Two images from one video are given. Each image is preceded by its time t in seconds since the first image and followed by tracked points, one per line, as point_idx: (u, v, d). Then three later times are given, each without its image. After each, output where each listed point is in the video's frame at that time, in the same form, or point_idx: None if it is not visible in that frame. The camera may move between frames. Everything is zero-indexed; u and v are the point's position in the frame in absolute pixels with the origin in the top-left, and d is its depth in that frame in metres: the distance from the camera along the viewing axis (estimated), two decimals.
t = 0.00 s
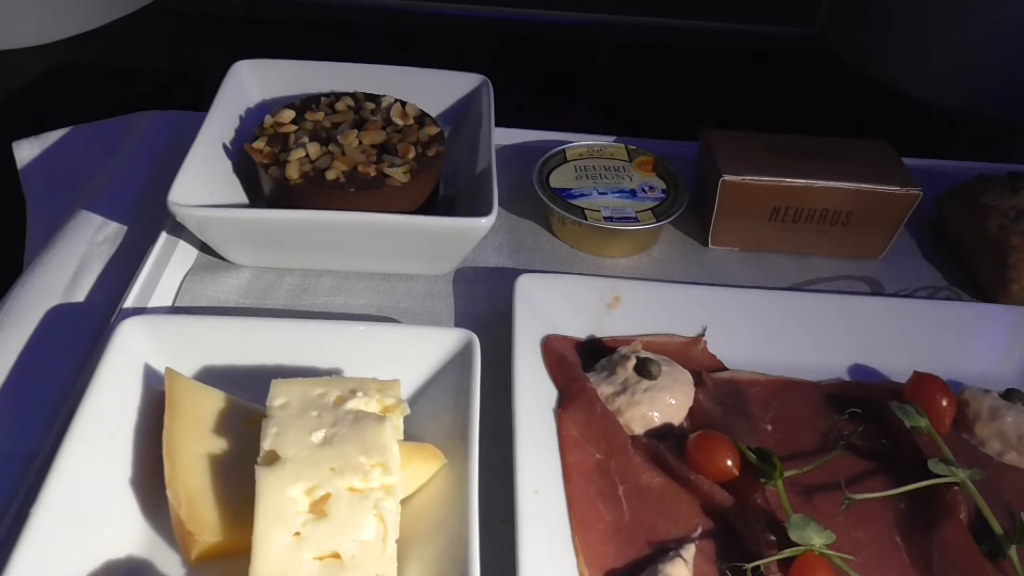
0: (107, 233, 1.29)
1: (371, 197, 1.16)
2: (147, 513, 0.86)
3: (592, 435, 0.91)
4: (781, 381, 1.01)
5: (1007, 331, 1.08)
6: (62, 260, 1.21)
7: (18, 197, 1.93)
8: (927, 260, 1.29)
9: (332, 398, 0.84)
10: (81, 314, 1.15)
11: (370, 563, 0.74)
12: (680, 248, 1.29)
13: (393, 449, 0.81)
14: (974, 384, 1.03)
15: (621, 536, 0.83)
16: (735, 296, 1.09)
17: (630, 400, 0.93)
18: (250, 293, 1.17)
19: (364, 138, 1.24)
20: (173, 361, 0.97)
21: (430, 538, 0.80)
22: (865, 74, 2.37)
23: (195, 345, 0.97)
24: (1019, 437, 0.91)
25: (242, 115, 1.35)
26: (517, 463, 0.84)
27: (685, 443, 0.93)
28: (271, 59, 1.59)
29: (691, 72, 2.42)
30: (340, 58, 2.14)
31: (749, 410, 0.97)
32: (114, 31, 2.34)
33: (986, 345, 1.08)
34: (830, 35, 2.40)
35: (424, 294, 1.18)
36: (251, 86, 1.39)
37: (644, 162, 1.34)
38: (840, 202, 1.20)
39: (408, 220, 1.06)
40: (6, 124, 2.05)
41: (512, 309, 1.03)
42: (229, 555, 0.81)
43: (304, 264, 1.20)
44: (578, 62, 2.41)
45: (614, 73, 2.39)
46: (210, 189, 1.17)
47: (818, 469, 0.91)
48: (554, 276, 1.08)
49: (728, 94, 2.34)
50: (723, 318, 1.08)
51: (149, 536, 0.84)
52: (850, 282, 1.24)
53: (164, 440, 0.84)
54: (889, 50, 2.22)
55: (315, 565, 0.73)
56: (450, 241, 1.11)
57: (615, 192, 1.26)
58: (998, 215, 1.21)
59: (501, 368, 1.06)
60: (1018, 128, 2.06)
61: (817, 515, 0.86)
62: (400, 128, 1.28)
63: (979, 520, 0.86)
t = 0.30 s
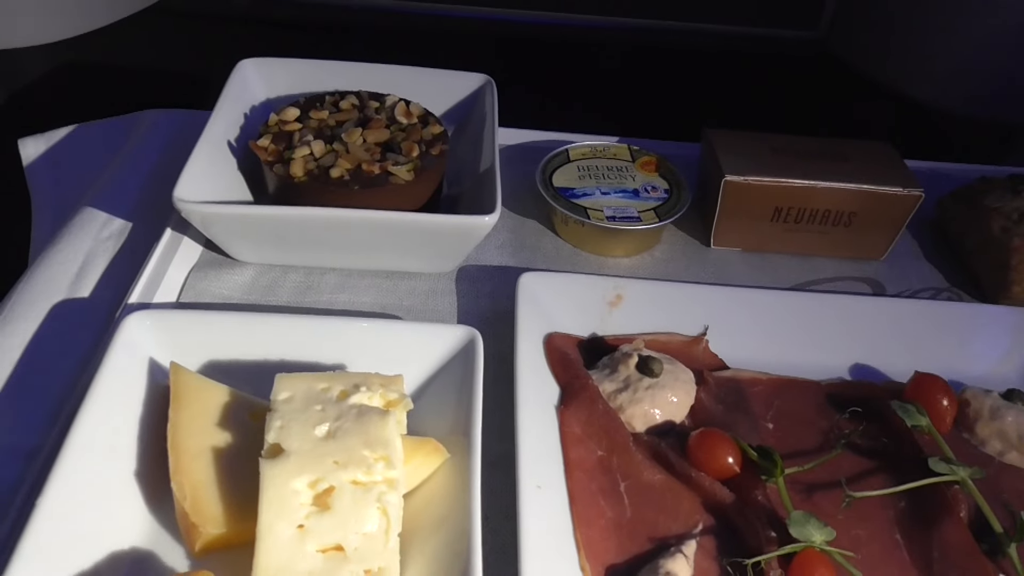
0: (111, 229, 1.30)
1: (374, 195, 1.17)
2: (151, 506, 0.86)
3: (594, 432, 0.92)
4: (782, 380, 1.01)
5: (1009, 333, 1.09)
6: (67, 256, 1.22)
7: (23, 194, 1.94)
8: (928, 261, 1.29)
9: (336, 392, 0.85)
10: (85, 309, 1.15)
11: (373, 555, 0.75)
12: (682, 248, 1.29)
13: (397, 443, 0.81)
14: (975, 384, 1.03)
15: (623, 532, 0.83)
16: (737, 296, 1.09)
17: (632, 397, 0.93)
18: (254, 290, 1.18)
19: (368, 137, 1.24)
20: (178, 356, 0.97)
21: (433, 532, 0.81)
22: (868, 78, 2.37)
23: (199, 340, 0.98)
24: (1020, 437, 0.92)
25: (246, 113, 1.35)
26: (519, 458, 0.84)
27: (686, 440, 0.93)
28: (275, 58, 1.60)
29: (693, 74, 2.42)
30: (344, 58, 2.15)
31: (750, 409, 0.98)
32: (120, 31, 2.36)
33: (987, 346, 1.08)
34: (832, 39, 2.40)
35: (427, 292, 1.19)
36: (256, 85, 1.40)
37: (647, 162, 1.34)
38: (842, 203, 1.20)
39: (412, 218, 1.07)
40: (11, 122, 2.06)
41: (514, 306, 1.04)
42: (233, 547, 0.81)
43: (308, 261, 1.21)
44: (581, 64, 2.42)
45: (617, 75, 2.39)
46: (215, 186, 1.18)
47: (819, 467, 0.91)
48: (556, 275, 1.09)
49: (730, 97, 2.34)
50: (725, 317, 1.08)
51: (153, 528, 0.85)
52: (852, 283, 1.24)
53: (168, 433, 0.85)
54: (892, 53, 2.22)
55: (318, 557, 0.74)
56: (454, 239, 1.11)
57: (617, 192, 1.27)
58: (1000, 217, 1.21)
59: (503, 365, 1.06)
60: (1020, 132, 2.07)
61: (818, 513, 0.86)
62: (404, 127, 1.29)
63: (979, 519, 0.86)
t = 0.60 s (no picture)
0: (113, 228, 1.30)
1: (375, 194, 1.17)
2: (152, 505, 0.86)
3: (593, 431, 0.92)
4: (782, 380, 1.02)
5: (1009, 334, 1.09)
6: (68, 255, 1.22)
7: (24, 193, 1.95)
8: (928, 262, 1.29)
9: (336, 392, 0.85)
10: (86, 308, 1.15)
11: (372, 554, 0.75)
12: (682, 248, 1.29)
13: (396, 443, 0.81)
14: (974, 385, 1.04)
15: (622, 531, 0.83)
16: (737, 296, 1.10)
17: (631, 397, 0.94)
18: (255, 289, 1.18)
19: (369, 137, 1.25)
20: (178, 355, 0.98)
21: (433, 532, 0.81)
22: (869, 78, 2.37)
23: (200, 339, 0.98)
24: (1019, 437, 0.92)
25: (247, 113, 1.35)
26: (518, 458, 0.85)
27: (685, 440, 0.94)
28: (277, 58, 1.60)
29: (694, 74, 2.42)
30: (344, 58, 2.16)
31: (749, 409, 0.98)
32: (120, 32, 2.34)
33: (987, 346, 1.08)
34: (834, 39, 2.37)
35: (427, 292, 1.19)
36: (257, 85, 1.40)
37: (647, 163, 1.35)
38: (842, 204, 1.21)
39: (413, 218, 1.07)
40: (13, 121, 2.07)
41: (514, 306, 1.04)
42: (233, 546, 0.81)
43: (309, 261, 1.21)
44: (582, 64, 2.42)
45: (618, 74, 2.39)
46: (216, 186, 1.18)
47: (818, 467, 0.91)
48: (557, 275, 1.09)
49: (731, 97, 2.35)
50: (725, 318, 1.08)
51: (153, 527, 0.85)
52: (852, 284, 1.24)
53: (169, 433, 0.85)
54: (893, 54, 2.22)
55: (318, 556, 0.74)
56: (454, 239, 1.12)
57: (618, 192, 1.27)
58: (999, 217, 1.21)
59: (503, 365, 1.06)
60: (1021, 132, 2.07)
61: (817, 513, 0.86)
62: (404, 127, 1.29)
63: (977, 519, 0.86)
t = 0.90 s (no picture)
0: (116, 220, 1.29)
1: (380, 187, 1.16)
2: (153, 495, 0.85)
3: (601, 427, 0.91)
4: (792, 378, 1.00)
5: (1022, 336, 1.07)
6: (71, 245, 1.21)
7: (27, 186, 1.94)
8: (939, 264, 1.28)
9: (342, 382, 0.84)
10: (89, 298, 1.14)
11: (377, 546, 0.74)
12: (690, 246, 1.28)
13: (403, 434, 0.80)
14: (986, 386, 1.02)
15: (630, 528, 0.82)
16: (747, 293, 1.08)
17: (640, 393, 0.92)
18: (259, 282, 1.16)
19: (375, 129, 1.24)
20: (181, 345, 0.96)
21: (438, 525, 0.79)
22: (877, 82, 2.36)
23: (203, 330, 0.97)
24: None
25: (253, 105, 1.34)
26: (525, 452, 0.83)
27: (694, 437, 0.92)
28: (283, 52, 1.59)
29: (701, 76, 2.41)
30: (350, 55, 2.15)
31: (760, 407, 0.96)
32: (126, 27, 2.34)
33: (1000, 348, 1.07)
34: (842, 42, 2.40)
35: (433, 286, 1.17)
36: (262, 77, 1.39)
37: (656, 160, 1.33)
38: (853, 203, 1.19)
39: (420, 211, 1.06)
40: (17, 115, 2.06)
41: (522, 302, 1.03)
42: (235, 536, 0.80)
43: (314, 254, 1.19)
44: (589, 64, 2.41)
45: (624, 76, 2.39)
46: (222, 177, 1.17)
47: (829, 466, 0.89)
48: (565, 270, 1.08)
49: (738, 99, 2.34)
50: (735, 315, 1.07)
51: (153, 517, 0.84)
52: (861, 284, 1.23)
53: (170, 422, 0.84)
54: (902, 58, 2.21)
55: (322, 548, 0.73)
56: (461, 233, 1.10)
57: (627, 189, 1.26)
58: (1013, 219, 1.20)
59: (510, 360, 1.05)
60: None
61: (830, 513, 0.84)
62: (411, 120, 1.28)
63: (992, 520, 0.85)
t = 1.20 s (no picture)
0: (120, 180, 1.27)
1: (390, 147, 1.15)
2: (158, 451, 0.84)
3: (611, 389, 0.89)
4: (805, 345, 0.99)
5: None
6: (74, 205, 1.20)
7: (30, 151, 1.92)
8: (954, 236, 1.26)
9: (350, 337, 0.83)
10: (93, 257, 1.13)
11: (385, 500, 0.72)
12: (702, 214, 1.26)
13: (411, 389, 0.79)
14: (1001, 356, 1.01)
15: (640, 489, 0.81)
16: (762, 259, 1.06)
17: (651, 355, 0.91)
18: (265, 244, 1.14)
19: (384, 91, 1.22)
20: (186, 302, 0.95)
21: (447, 482, 0.78)
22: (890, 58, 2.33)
23: (209, 287, 0.95)
24: None
25: (259, 66, 1.32)
26: (534, 412, 0.82)
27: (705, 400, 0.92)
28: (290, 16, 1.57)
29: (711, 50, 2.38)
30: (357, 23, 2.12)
31: (771, 372, 0.95)
32: None
33: (1015, 318, 1.05)
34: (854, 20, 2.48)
35: (442, 250, 1.15)
36: (269, 38, 1.37)
37: (668, 127, 1.32)
38: (867, 172, 1.17)
39: (429, 170, 1.04)
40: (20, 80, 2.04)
41: (531, 265, 1.01)
42: (241, 490, 0.79)
43: (320, 215, 1.16)
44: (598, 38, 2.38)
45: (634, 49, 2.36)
46: (228, 136, 1.15)
47: (841, 431, 0.89)
48: (575, 234, 1.06)
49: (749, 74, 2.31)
50: (748, 280, 1.05)
51: (158, 473, 0.83)
52: (874, 256, 1.22)
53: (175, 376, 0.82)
54: (916, 33, 2.18)
55: (329, 501, 0.72)
56: (470, 195, 1.09)
57: (638, 155, 1.24)
58: None
59: (519, 324, 1.04)
60: None
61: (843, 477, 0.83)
62: (420, 82, 1.26)
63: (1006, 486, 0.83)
